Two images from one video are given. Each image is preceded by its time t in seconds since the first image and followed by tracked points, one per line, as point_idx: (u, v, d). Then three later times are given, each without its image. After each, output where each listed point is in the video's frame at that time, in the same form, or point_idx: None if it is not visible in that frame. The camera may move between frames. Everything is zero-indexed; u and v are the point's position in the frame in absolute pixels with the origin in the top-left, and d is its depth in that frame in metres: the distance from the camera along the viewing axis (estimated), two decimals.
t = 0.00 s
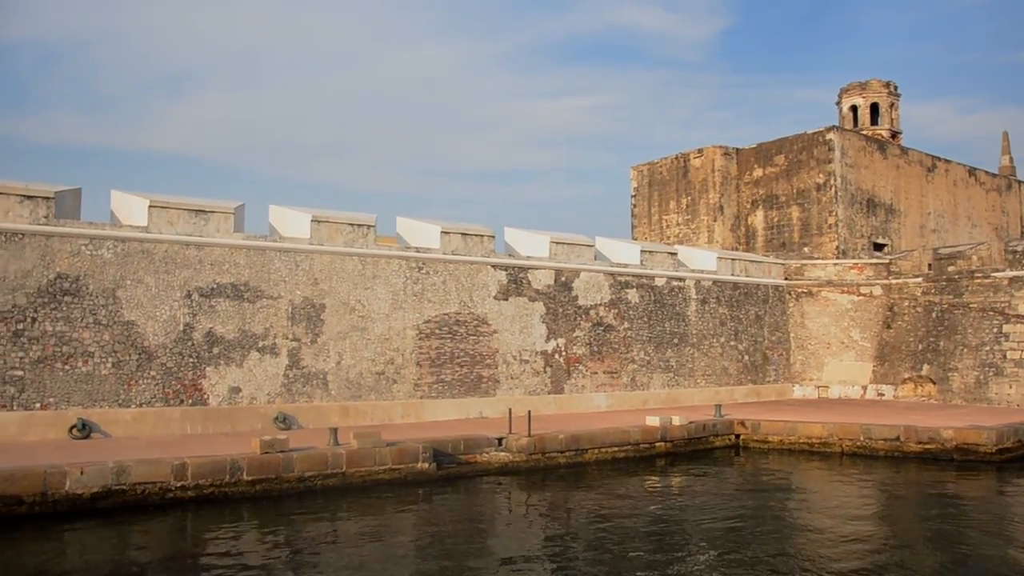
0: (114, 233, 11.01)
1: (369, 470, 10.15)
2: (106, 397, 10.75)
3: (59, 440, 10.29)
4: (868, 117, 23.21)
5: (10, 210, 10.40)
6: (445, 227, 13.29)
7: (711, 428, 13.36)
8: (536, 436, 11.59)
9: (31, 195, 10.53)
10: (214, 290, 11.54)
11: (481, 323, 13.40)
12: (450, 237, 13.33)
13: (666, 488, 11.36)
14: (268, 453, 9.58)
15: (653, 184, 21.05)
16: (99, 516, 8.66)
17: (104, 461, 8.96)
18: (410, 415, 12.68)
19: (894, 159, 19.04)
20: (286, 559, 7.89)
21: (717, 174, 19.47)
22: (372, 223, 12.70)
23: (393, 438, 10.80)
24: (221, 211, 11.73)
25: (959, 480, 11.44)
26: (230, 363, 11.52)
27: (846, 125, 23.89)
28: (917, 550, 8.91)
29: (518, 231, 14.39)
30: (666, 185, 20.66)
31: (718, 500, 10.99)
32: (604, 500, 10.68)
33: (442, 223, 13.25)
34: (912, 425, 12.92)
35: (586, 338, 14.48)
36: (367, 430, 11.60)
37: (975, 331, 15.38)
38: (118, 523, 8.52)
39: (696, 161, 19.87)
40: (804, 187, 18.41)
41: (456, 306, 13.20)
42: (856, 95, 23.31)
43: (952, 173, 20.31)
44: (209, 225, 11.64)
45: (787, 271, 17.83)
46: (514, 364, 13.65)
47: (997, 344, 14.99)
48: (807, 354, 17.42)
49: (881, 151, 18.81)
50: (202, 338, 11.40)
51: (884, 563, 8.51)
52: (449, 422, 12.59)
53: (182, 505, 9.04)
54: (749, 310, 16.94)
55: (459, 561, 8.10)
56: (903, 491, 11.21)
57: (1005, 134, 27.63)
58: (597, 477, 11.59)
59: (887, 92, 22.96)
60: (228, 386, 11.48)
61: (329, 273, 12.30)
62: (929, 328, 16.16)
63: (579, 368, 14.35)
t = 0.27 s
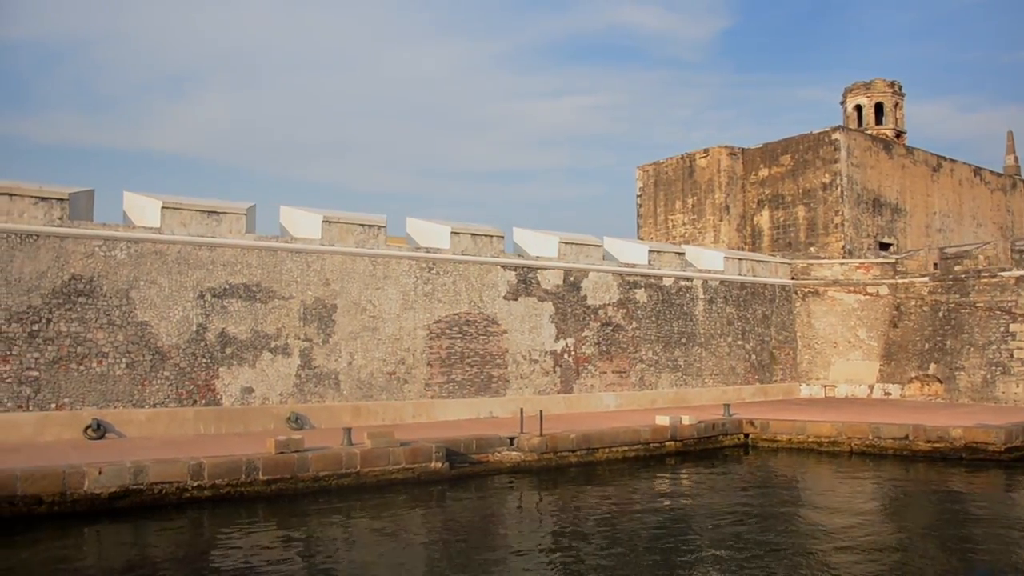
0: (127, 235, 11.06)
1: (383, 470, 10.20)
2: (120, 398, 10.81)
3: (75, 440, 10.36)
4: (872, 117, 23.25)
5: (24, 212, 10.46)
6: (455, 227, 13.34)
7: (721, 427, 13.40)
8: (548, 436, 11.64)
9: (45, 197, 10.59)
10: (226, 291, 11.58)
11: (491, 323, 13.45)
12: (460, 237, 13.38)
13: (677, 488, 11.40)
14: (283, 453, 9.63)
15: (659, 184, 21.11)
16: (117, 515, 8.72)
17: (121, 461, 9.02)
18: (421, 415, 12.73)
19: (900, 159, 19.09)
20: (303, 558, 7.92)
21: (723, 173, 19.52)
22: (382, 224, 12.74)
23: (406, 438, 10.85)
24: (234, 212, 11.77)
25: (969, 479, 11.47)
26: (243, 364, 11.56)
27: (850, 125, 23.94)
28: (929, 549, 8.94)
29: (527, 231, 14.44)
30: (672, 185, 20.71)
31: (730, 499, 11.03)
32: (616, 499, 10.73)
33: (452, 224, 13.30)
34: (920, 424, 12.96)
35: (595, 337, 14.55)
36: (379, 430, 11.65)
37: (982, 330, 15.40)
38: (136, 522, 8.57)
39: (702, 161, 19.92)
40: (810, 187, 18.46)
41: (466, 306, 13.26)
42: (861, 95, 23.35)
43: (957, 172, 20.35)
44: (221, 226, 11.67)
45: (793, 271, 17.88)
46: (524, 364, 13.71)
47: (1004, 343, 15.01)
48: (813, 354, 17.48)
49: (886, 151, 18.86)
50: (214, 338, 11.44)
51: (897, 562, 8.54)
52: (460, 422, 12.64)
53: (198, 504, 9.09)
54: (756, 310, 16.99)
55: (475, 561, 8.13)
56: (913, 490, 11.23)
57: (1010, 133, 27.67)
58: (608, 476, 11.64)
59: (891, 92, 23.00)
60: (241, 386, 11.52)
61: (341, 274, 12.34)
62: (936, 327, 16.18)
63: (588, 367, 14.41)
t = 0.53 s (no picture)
0: (143, 234, 11.12)
1: (398, 468, 10.27)
2: (136, 396, 10.88)
3: (92, 439, 10.43)
4: (877, 115, 23.30)
5: (40, 212, 10.53)
6: (466, 226, 13.41)
7: (731, 425, 13.46)
8: (561, 434, 11.71)
9: (62, 197, 10.67)
10: (240, 290, 11.63)
11: (502, 322, 13.52)
12: (471, 236, 13.44)
13: (689, 485, 11.46)
14: (300, 451, 9.70)
15: (665, 183, 21.16)
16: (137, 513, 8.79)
17: (140, 459, 9.09)
18: (433, 413, 12.79)
19: (906, 157, 19.15)
20: (322, 555, 7.99)
21: (730, 172, 19.58)
22: (394, 223, 12.80)
23: (421, 436, 10.93)
24: (247, 211, 11.83)
25: (979, 476, 11.54)
26: (257, 362, 11.62)
27: (855, 123, 23.99)
28: (942, 545, 9.00)
29: (537, 230, 14.51)
30: (678, 183, 20.77)
31: (742, 496, 11.09)
32: (629, 496, 10.80)
33: (463, 223, 13.37)
34: (930, 421, 13.03)
35: (605, 336, 14.62)
36: (392, 428, 11.71)
37: (989, 328, 15.43)
38: (156, 519, 8.64)
39: (709, 159, 19.97)
40: (817, 185, 18.52)
41: (477, 304, 13.33)
42: (866, 93, 23.39)
43: (963, 170, 20.41)
44: (235, 225, 11.73)
45: (801, 269, 17.94)
46: (534, 362, 13.78)
47: (1011, 340, 15.02)
48: (821, 352, 17.54)
49: (893, 149, 18.92)
50: (229, 337, 11.50)
51: (911, 558, 8.60)
52: (472, 420, 12.71)
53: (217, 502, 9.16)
54: (764, 308, 17.06)
55: (492, 558, 8.20)
56: (924, 488, 11.29)
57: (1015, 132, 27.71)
58: (620, 474, 11.71)
59: (897, 90, 23.05)
60: (255, 385, 11.58)
61: (353, 273, 12.40)
62: (943, 325, 16.23)
63: (598, 365, 14.49)
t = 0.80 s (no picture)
0: (156, 232, 11.17)
1: (412, 464, 10.34)
2: (150, 393, 10.94)
3: (106, 435, 10.50)
4: (882, 113, 23.33)
5: (55, 209, 10.62)
6: (476, 224, 13.46)
7: (739, 422, 13.52)
8: (572, 430, 11.76)
9: (76, 195, 10.75)
10: (253, 287, 11.68)
11: (512, 319, 13.58)
12: (481, 234, 13.49)
13: (699, 482, 11.52)
14: (315, 447, 9.76)
15: (671, 181, 21.21)
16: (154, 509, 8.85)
17: (157, 455, 9.15)
18: (443, 410, 12.85)
19: (912, 155, 19.18)
20: (338, 551, 8.04)
21: (736, 169, 19.62)
22: (405, 220, 12.84)
23: (434, 433, 11.00)
24: (259, 209, 11.87)
25: (988, 473, 11.58)
26: (269, 359, 11.67)
27: (860, 121, 24.01)
28: (954, 542, 9.04)
29: (546, 228, 14.56)
30: (684, 181, 20.81)
31: (752, 493, 11.14)
32: (640, 493, 10.85)
33: (473, 220, 13.42)
34: (938, 418, 13.09)
35: (613, 333, 14.69)
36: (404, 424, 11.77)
37: (996, 326, 15.44)
38: (173, 515, 8.70)
39: (715, 157, 20.01)
40: (823, 183, 18.56)
41: (487, 302, 13.38)
42: (871, 91, 23.41)
43: (969, 168, 20.45)
44: (247, 222, 11.77)
45: (807, 267, 17.99)
46: (544, 359, 13.85)
47: (1017, 339, 15.03)
48: (827, 349, 17.59)
49: (899, 147, 18.95)
50: (241, 334, 11.54)
51: (925, 555, 8.65)
52: (482, 417, 12.77)
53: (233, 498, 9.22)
54: (771, 305, 17.11)
55: (506, 554, 8.24)
56: (933, 485, 11.34)
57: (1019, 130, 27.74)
58: (630, 470, 11.77)
59: (902, 88, 23.07)
60: (267, 381, 11.63)
61: (364, 270, 12.44)
62: (949, 323, 16.27)
63: (606, 362, 14.56)
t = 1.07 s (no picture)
0: (169, 229, 11.22)
1: (426, 460, 10.40)
2: (164, 389, 11.00)
3: (121, 431, 10.57)
4: (888, 111, 23.35)
5: (70, 207, 10.70)
6: (487, 222, 13.51)
7: (749, 419, 13.58)
8: (583, 428, 11.83)
9: (91, 192, 10.82)
10: (265, 284, 11.73)
11: (522, 317, 13.64)
12: (491, 232, 13.54)
13: (710, 479, 11.57)
14: (330, 443, 9.82)
15: (678, 179, 21.26)
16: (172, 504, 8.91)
17: (173, 451, 9.21)
18: (454, 407, 12.91)
19: (919, 154, 19.22)
20: (354, 548, 8.09)
21: (743, 168, 19.67)
22: (416, 218, 12.89)
23: (446, 429, 11.06)
24: (272, 207, 11.91)
25: (998, 470, 11.63)
26: (282, 356, 11.72)
27: (866, 119, 24.03)
28: (966, 539, 9.08)
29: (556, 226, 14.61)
30: (691, 179, 20.86)
31: (763, 491, 11.19)
32: (651, 490, 10.90)
33: (484, 218, 13.47)
34: (947, 416, 13.14)
35: (622, 330, 14.75)
36: (417, 421, 11.82)
37: (1003, 324, 15.46)
38: (190, 511, 8.76)
39: (722, 155, 20.06)
40: (830, 181, 18.60)
41: (497, 299, 13.43)
42: (877, 89, 23.42)
43: (976, 167, 20.49)
44: (260, 220, 11.82)
45: (814, 265, 18.03)
46: (553, 356, 13.91)
47: None
48: (834, 347, 17.64)
49: (906, 146, 18.98)
50: (254, 331, 11.59)
51: (938, 552, 8.69)
52: (493, 414, 12.83)
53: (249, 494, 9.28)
54: (778, 303, 17.16)
55: (521, 551, 8.29)
56: (944, 482, 11.39)
57: None
58: (641, 467, 11.83)
59: (908, 86, 23.07)
60: (280, 378, 11.68)
61: (376, 267, 12.49)
62: (956, 321, 16.31)
63: (615, 360, 14.62)
